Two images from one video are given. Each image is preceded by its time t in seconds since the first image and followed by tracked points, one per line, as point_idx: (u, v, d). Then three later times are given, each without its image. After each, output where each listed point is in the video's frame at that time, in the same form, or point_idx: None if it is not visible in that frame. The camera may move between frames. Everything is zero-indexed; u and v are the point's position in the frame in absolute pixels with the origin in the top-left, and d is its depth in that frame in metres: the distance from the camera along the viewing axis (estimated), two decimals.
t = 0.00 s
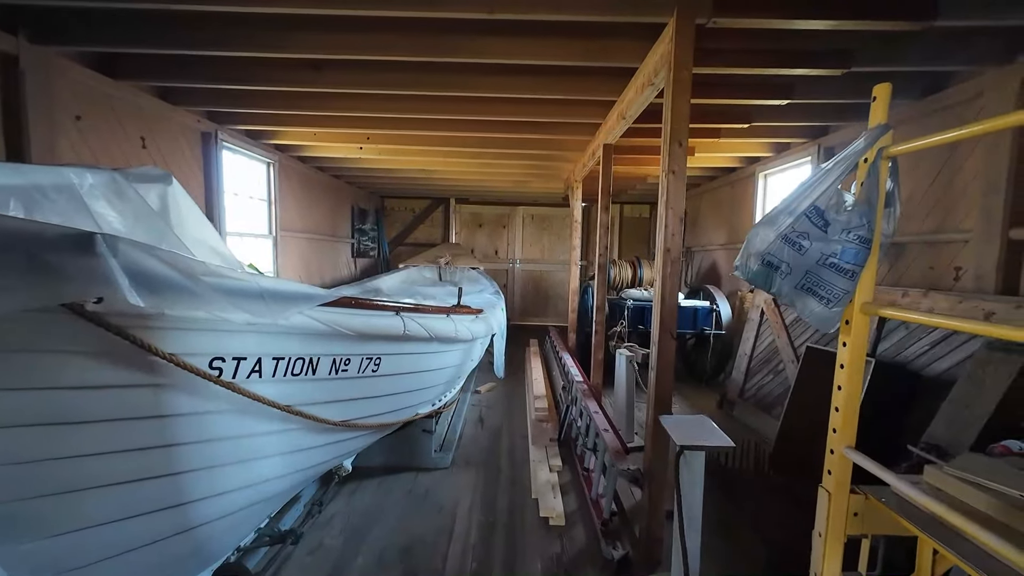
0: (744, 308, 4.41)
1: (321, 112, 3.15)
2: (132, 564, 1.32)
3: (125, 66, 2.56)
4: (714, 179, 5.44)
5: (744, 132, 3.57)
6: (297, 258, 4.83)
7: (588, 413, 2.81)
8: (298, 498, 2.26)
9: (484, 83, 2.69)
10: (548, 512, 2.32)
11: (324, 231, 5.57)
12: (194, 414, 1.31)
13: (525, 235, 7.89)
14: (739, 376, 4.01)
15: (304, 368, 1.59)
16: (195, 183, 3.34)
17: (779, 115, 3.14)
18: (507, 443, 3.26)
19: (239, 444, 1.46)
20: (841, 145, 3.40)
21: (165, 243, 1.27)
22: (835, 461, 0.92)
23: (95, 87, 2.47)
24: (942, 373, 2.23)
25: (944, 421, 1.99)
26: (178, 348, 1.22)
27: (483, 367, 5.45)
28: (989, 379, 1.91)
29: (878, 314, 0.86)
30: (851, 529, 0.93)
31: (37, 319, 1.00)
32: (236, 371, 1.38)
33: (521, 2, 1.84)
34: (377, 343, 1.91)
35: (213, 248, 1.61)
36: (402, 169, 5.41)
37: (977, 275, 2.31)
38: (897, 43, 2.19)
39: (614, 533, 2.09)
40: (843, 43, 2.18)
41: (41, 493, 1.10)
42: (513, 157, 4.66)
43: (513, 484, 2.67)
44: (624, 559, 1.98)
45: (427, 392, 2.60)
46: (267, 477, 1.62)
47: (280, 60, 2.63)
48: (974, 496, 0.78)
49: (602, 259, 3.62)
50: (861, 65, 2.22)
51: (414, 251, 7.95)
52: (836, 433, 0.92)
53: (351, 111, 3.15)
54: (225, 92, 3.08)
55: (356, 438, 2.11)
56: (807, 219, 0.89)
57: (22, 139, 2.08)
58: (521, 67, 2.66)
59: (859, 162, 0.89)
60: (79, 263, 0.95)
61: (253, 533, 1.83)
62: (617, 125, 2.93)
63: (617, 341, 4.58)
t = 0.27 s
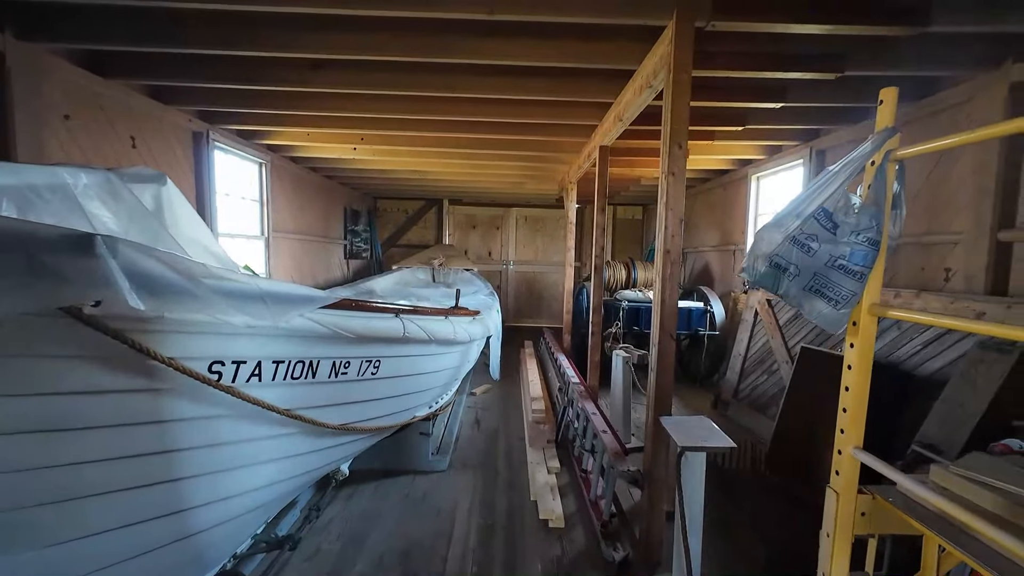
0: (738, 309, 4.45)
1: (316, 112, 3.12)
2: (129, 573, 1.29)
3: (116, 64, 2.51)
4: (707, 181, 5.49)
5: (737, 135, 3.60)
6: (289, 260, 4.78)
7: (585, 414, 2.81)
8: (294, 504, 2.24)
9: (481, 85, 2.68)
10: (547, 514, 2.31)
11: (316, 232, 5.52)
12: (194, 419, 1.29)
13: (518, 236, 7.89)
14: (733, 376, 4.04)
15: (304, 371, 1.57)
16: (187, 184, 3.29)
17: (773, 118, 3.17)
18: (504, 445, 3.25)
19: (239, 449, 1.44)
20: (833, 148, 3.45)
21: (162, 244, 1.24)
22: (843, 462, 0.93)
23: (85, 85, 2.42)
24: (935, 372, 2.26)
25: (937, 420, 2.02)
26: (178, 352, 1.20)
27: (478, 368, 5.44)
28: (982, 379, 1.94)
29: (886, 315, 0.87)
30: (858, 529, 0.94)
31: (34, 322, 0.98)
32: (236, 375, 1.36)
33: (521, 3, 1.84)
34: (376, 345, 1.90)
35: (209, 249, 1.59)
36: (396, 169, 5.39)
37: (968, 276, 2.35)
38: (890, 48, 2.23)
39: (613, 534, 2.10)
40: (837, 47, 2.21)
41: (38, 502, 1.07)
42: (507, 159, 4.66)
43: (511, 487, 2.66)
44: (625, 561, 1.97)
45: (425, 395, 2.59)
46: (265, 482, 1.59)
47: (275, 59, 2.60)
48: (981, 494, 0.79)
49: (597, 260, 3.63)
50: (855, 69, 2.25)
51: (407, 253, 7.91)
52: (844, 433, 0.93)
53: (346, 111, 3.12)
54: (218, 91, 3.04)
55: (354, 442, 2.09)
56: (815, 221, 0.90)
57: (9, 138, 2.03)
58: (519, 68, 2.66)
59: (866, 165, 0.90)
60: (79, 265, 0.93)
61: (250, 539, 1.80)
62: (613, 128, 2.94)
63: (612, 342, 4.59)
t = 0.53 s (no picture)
0: (727, 309, 4.49)
1: (305, 110, 3.06)
2: None
3: (96, 58, 2.43)
4: (696, 182, 5.54)
5: (727, 137, 3.64)
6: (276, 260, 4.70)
7: (579, 415, 2.80)
8: (285, 509, 2.20)
9: (474, 84, 2.66)
10: (542, 516, 2.30)
11: (304, 232, 5.44)
12: (184, 424, 1.25)
13: (508, 236, 7.88)
14: (723, 375, 4.08)
15: (298, 373, 1.55)
16: (171, 182, 3.21)
17: (762, 120, 3.21)
18: (497, 447, 3.23)
19: (231, 454, 1.41)
20: (820, 150, 3.51)
21: (150, 243, 1.21)
22: (845, 459, 0.94)
23: (66, 79, 2.34)
24: (921, 370, 2.31)
25: (925, 418, 2.06)
26: (168, 355, 1.17)
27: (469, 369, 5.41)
28: (967, 376, 1.99)
29: (888, 314, 0.88)
30: (861, 526, 0.95)
31: (18, 325, 0.94)
32: (228, 378, 1.33)
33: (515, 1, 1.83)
34: (370, 346, 1.87)
35: (197, 248, 1.54)
36: (386, 169, 5.33)
37: (952, 276, 2.40)
38: (876, 52, 2.27)
39: (609, 535, 2.10)
40: (826, 51, 2.25)
41: (23, 512, 1.03)
42: (498, 159, 4.64)
43: (505, 489, 2.64)
44: (621, 561, 1.96)
45: (418, 397, 2.56)
46: (256, 488, 1.56)
47: (262, 55, 2.55)
48: (982, 489, 0.81)
49: (590, 261, 3.64)
50: (843, 73, 2.29)
51: (396, 253, 7.84)
52: (846, 432, 0.95)
53: (336, 109, 3.08)
54: (203, 88, 2.97)
55: (347, 445, 2.06)
56: (818, 221, 0.91)
57: None
58: (512, 68, 2.65)
59: (868, 165, 0.91)
60: (68, 265, 0.92)
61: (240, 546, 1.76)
62: (606, 129, 2.95)
63: (603, 343, 4.61)
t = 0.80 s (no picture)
0: (710, 308, 4.57)
1: (287, 107, 3.00)
2: None
3: (67, 50, 2.34)
4: (679, 184, 5.62)
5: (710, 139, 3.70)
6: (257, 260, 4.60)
7: (567, 414, 2.81)
8: (269, 514, 2.15)
9: (461, 83, 2.65)
10: (531, 515, 2.30)
11: (285, 231, 5.33)
12: (166, 428, 1.23)
13: (494, 237, 7.86)
14: (707, 374, 4.15)
15: (284, 375, 1.53)
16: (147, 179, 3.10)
17: (744, 123, 3.28)
18: (484, 448, 3.22)
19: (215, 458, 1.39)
20: (799, 153, 3.60)
21: (129, 241, 1.17)
22: (832, 455, 0.97)
23: (35, 71, 2.25)
24: (896, 367, 2.38)
25: (900, 414, 2.13)
26: (148, 358, 1.15)
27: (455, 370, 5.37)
28: (940, 373, 2.06)
29: (873, 312, 0.92)
30: (847, 520, 0.98)
31: None
32: (211, 381, 1.31)
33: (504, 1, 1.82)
34: (358, 347, 1.85)
35: (177, 247, 1.50)
36: (370, 168, 5.26)
37: (925, 276, 2.49)
38: (853, 59, 2.34)
39: (597, 534, 2.12)
40: (807, 56, 2.31)
41: None
42: (484, 159, 4.63)
43: (493, 489, 2.63)
44: (610, 560, 1.96)
45: (405, 398, 2.54)
46: (240, 493, 1.53)
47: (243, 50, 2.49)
48: (962, 482, 0.84)
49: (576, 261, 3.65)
50: (823, 78, 2.35)
51: (380, 253, 7.74)
52: (833, 427, 0.97)
53: (320, 106, 3.03)
54: (180, 82, 2.88)
55: (333, 448, 2.03)
56: (808, 221, 0.93)
57: None
58: (499, 67, 2.65)
59: (854, 167, 0.94)
60: (45, 264, 0.89)
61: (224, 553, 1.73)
62: (592, 130, 2.97)
63: (589, 343, 4.63)
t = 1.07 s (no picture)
0: (688, 308, 4.65)
1: (262, 102, 2.92)
2: None
3: (24, 37, 2.21)
4: (658, 185, 5.71)
5: (688, 141, 3.77)
6: (231, 259, 4.46)
7: (548, 414, 2.81)
8: (244, 521, 2.09)
9: (443, 80, 2.62)
10: (513, 516, 2.30)
11: (260, 230, 5.18)
12: (134, 436, 1.19)
13: (475, 236, 7.83)
14: (685, 372, 4.22)
15: (258, 378, 1.49)
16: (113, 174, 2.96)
17: (721, 126, 3.35)
18: (466, 448, 3.20)
19: (186, 466, 1.34)
20: (773, 156, 3.69)
21: (93, 240, 1.14)
22: (808, 450, 0.99)
23: None
24: (865, 364, 2.47)
25: (869, 409, 2.21)
26: (112, 362, 1.11)
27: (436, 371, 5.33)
28: (906, 369, 2.15)
29: (847, 311, 0.94)
30: (823, 513, 1.00)
31: None
32: (181, 386, 1.27)
33: None
34: (337, 349, 1.81)
35: (144, 246, 1.44)
36: (348, 166, 5.17)
37: (891, 276, 2.59)
38: (824, 66, 2.42)
39: (579, 533, 2.13)
40: (781, 62, 2.37)
41: None
42: (465, 158, 4.60)
43: (475, 490, 2.62)
44: (592, 558, 2.01)
45: (386, 399, 2.50)
46: (211, 501, 1.48)
47: (216, 42, 2.40)
48: (932, 475, 0.87)
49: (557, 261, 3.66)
50: (796, 84, 2.42)
51: (359, 252, 7.61)
52: (810, 424, 1.00)
53: (297, 102, 2.95)
54: (148, 74, 2.77)
55: (311, 452, 1.98)
56: (785, 222, 0.96)
57: None
58: (481, 66, 2.63)
59: (829, 170, 0.97)
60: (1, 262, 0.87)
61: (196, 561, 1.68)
62: (574, 130, 2.98)
63: (570, 342, 4.66)
